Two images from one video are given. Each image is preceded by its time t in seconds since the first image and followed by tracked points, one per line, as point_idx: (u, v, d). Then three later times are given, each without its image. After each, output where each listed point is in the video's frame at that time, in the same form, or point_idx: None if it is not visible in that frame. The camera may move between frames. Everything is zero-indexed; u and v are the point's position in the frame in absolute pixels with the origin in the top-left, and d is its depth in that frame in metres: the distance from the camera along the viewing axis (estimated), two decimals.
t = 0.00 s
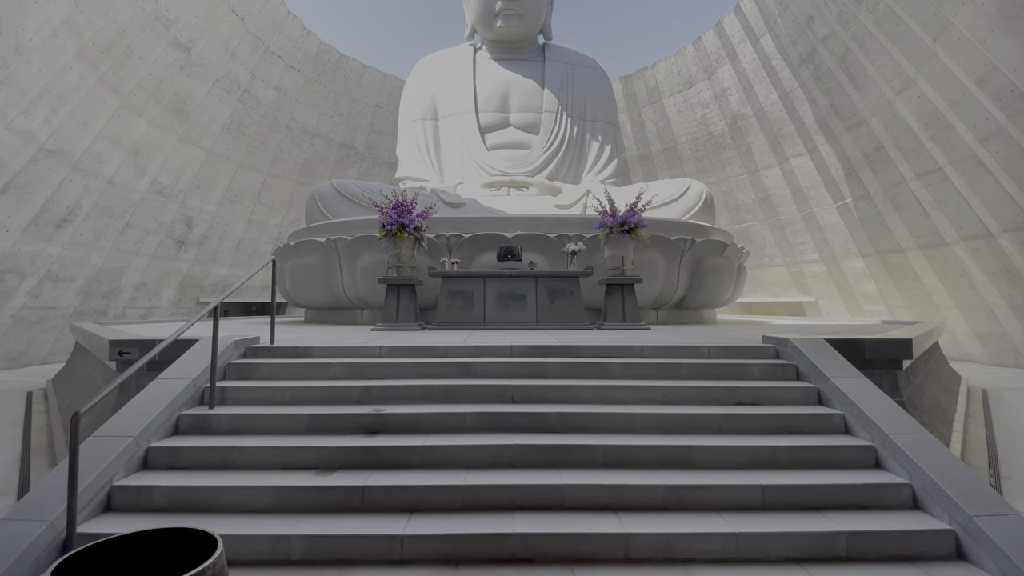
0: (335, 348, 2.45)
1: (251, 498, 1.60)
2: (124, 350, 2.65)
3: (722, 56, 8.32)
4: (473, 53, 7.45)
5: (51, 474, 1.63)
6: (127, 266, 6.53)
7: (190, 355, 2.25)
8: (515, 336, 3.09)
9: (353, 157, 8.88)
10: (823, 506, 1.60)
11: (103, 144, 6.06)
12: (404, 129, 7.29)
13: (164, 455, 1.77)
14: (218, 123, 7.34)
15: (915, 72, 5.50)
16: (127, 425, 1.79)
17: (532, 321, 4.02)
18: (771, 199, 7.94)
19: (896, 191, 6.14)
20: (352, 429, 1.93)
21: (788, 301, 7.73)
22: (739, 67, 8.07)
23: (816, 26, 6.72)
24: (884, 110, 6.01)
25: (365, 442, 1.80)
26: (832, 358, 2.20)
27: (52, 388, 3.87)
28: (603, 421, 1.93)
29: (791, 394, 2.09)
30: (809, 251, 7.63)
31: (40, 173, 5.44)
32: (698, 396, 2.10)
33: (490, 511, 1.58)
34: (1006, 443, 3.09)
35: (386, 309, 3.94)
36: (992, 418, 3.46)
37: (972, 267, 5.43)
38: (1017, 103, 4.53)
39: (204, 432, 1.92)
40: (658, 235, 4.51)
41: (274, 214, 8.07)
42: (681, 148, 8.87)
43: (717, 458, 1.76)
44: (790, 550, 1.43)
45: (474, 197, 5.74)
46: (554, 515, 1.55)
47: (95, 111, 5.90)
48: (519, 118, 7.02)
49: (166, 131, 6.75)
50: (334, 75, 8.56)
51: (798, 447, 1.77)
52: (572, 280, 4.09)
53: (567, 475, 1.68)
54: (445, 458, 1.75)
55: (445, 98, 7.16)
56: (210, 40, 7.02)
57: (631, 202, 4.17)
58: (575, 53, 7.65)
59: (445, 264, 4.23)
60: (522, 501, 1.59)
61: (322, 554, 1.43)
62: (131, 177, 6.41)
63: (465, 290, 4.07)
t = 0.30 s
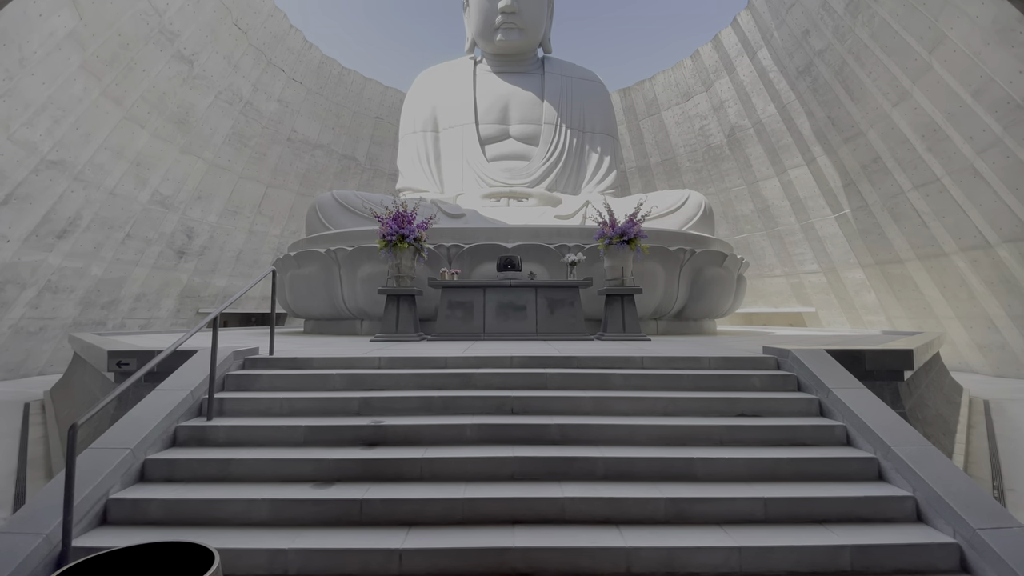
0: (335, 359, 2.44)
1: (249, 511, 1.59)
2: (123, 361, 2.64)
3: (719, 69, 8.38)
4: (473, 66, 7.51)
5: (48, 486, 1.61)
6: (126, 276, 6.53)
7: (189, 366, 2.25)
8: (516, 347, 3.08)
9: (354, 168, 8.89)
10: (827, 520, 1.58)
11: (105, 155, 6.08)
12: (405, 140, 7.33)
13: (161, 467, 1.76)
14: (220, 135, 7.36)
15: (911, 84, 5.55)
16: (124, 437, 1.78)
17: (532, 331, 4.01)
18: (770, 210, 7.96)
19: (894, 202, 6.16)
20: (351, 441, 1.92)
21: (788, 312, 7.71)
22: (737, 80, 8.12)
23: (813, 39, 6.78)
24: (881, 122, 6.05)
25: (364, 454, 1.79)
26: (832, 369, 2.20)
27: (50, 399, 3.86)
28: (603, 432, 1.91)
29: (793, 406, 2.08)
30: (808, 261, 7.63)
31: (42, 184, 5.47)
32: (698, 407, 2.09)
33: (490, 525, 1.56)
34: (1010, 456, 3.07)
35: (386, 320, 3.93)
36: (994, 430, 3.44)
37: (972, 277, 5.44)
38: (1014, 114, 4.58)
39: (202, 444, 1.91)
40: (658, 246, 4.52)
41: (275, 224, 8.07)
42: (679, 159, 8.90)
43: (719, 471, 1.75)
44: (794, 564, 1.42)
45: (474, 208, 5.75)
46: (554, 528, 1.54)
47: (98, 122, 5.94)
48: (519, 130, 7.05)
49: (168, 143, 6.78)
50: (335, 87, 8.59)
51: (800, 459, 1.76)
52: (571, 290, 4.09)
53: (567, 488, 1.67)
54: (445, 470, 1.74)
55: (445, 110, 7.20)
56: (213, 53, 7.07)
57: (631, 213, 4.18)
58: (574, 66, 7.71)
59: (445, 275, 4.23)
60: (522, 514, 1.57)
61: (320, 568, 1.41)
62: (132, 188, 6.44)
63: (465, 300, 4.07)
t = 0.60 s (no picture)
0: (334, 371, 2.43)
1: (245, 525, 1.57)
2: (121, 374, 2.63)
3: (717, 83, 8.44)
4: (473, 81, 7.57)
5: (43, 500, 1.60)
6: (125, 288, 6.52)
7: (187, 378, 2.24)
8: (515, 359, 3.07)
9: (354, 180, 8.89)
10: (830, 534, 1.56)
11: (107, 168, 6.11)
12: (405, 153, 7.37)
13: (157, 481, 1.74)
14: (222, 148, 7.39)
15: (907, 98, 5.60)
16: (121, 450, 1.77)
17: (532, 343, 4.00)
18: (768, 222, 7.98)
19: (892, 214, 6.18)
20: (350, 454, 1.90)
21: (788, 323, 7.69)
22: (734, 94, 8.17)
23: (809, 54, 6.84)
24: (877, 135, 6.09)
25: (363, 468, 1.77)
26: (833, 382, 2.19)
27: (46, 410, 3.84)
28: (605, 445, 1.90)
29: (794, 419, 2.07)
30: (808, 273, 7.63)
31: (44, 196, 5.50)
32: (699, 420, 2.08)
33: (490, 540, 1.54)
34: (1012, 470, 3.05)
35: (385, 332, 3.92)
36: (996, 442, 3.42)
37: (971, 288, 5.45)
38: (1010, 127, 4.62)
39: (199, 457, 1.89)
40: (657, 258, 4.52)
41: (275, 236, 8.06)
42: (677, 172, 8.94)
43: (720, 484, 1.73)
44: None
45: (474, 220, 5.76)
46: (555, 544, 1.52)
47: (100, 135, 5.97)
48: (518, 143, 7.09)
49: (171, 155, 6.81)
50: (337, 101, 8.62)
51: (802, 472, 1.75)
52: (571, 302, 4.08)
53: (568, 503, 1.65)
54: (445, 484, 1.73)
55: (446, 124, 7.24)
56: (217, 67, 7.12)
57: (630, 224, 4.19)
58: (573, 81, 7.76)
59: (445, 287, 4.23)
60: (522, 529, 1.56)
61: None
62: (134, 201, 6.46)
63: (465, 312, 4.06)
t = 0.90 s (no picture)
0: (333, 385, 2.42)
1: (242, 542, 1.55)
2: (118, 388, 2.61)
3: (714, 98, 8.49)
4: (473, 96, 7.62)
5: (36, 516, 1.58)
6: (125, 301, 6.52)
7: (185, 392, 2.23)
8: (515, 372, 3.05)
9: (355, 194, 8.89)
10: (835, 550, 1.54)
11: (109, 182, 6.14)
12: (405, 167, 7.40)
13: (153, 496, 1.72)
14: (224, 162, 7.41)
15: (902, 112, 5.64)
16: (117, 464, 1.75)
17: (531, 356, 3.99)
18: (767, 235, 7.99)
19: (890, 228, 6.20)
20: (348, 469, 1.88)
21: (788, 336, 7.66)
22: (732, 109, 8.22)
23: (805, 70, 6.91)
24: (874, 149, 6.13)
25: (361, 483, 1.76)
26: (834, 395, 2.18)
27: (43, 424, 3.81)
28: (606, 460, 1.89)
29: (796, 433, 2.05)
30: (807, 286, 7.62)
31: (46, 210, 5.52)
32: (701, 434, 2.07)
33: (490, 556, 1.52)
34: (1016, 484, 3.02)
35: (384, 344, 3.90)
36: (999, 456, 3.40)
37: (971, 300, 5.45)
38: (1005, 142, 4.66)
39: (196, 472, 1.87)
40: (656, 271, 4.53)
41: (275, 249, 8.05)
42: (676, 186, 8.97)
43: (723, 499, 1.71)
44: None
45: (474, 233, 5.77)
46: (556, 560, 1.50)
47: (103, 149, 6.00)
48: (518, 157, 7.13)
49: (173, 169, 6.83)
50: (339, 116, 8.66)
51: (805, 487, 1.73)
52: (571, 314, 4.08)
53: (569, 519, 1.63)
54: (444, 500, 1.71)
55: (446, 138, 7.29)
56: (220, 83, 7.18)
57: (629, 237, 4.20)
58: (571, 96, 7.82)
59: (445, 299, 4.23)
60: (522, 546, 1.54)
61: None
62: (135, 214, 6.47)
63: (465, 325, 4.05)
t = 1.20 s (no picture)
0: (332, 399, 2.40)
1: (238, 559, 1.52)
2: (115, 402, 2.60)
3: (711, 113, 8.55)
4: (473, 112, 7.67)
5: (30, 532, 1.56)
6: (123, 314, 6.51)
7: (182, 407, 2.21)
8: (514, 386, 3.03)
9: (355, 208, 8.89)
10: (839, 567, 1.52)
11: (111, 196, 6.16)
12: (405, 182, 7.44)
13: (148, 512, 1.70)
14: (225, 176, 7.44)
15: (897, 127, 5.69)
16: (113, 479, 1.73)
17: (531, 369, 3.97)
18: (766, 248, 8.00)
19: (888, 242, 6.21)
20: (346, 485, 1.86)
21: (789, 350, 7.63)
22: (729, 124, 8.28)
23: (800, 86, 6.98)
24: (871, 164, 6.16)
25: (359, 499, 1.74)
26: (836, 410, 2.17)
27: (38, 437, 3.78)
28: (607, 476, 1.87)
29: (798, 447, 2.04)
30: (807, 299, 7.61)
31: (47, 223, 5.53)
32: (702, 449, 2.05)
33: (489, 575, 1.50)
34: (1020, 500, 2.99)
35: (383, 358, 3.89)
36: (1004, 472, 3.36)
37: (971, 314, 5.44)
38: (1000, 156, 4.70)
39: (192, 487, 1.85)
40: (656, 284, 4.53)
41: (275, 262, 8.03)
42: (674, 200, 9.00)
43: (724, 515, 1.70)
44: None
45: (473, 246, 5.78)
46: None
47: (105, 163, 6.03)
48: (517, 171, 7.17)
49: (174, 183, 6.85)
50: (340, 131, 8.69)
51: (809, 503, 1.71)
52: (571, 328, 4.06)
53: (569, 535, 1.61)
54: (443, 516, 1.69)
55: (446, 153, 7.33)
56: (222, 98, 7.23)
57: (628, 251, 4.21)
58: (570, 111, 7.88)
59: (444, 312, 4.23)
60: (521, 563, 1.51)
61: None
62: (136, 227, 6.49)
63: (464, 338, 4.04)
